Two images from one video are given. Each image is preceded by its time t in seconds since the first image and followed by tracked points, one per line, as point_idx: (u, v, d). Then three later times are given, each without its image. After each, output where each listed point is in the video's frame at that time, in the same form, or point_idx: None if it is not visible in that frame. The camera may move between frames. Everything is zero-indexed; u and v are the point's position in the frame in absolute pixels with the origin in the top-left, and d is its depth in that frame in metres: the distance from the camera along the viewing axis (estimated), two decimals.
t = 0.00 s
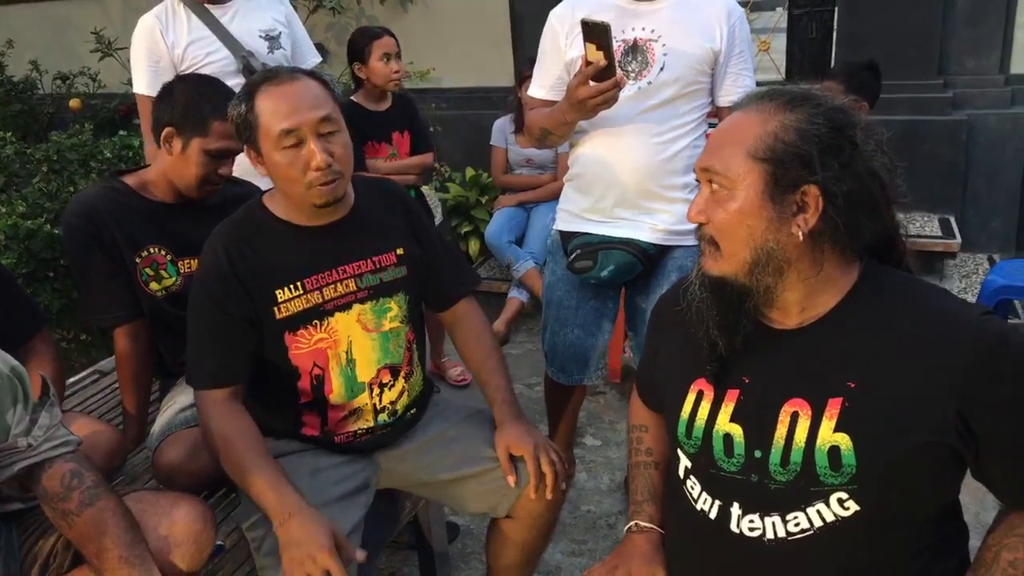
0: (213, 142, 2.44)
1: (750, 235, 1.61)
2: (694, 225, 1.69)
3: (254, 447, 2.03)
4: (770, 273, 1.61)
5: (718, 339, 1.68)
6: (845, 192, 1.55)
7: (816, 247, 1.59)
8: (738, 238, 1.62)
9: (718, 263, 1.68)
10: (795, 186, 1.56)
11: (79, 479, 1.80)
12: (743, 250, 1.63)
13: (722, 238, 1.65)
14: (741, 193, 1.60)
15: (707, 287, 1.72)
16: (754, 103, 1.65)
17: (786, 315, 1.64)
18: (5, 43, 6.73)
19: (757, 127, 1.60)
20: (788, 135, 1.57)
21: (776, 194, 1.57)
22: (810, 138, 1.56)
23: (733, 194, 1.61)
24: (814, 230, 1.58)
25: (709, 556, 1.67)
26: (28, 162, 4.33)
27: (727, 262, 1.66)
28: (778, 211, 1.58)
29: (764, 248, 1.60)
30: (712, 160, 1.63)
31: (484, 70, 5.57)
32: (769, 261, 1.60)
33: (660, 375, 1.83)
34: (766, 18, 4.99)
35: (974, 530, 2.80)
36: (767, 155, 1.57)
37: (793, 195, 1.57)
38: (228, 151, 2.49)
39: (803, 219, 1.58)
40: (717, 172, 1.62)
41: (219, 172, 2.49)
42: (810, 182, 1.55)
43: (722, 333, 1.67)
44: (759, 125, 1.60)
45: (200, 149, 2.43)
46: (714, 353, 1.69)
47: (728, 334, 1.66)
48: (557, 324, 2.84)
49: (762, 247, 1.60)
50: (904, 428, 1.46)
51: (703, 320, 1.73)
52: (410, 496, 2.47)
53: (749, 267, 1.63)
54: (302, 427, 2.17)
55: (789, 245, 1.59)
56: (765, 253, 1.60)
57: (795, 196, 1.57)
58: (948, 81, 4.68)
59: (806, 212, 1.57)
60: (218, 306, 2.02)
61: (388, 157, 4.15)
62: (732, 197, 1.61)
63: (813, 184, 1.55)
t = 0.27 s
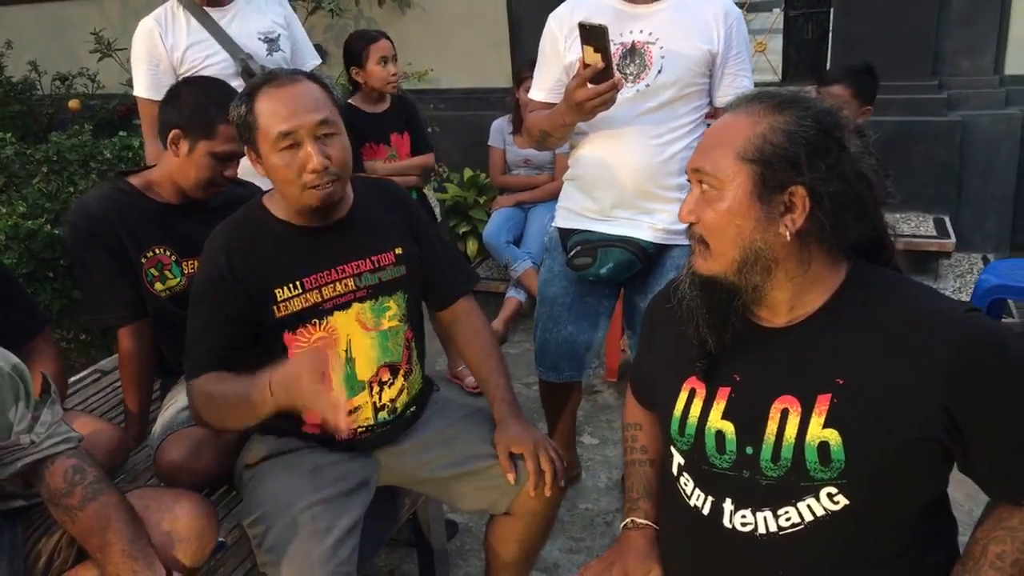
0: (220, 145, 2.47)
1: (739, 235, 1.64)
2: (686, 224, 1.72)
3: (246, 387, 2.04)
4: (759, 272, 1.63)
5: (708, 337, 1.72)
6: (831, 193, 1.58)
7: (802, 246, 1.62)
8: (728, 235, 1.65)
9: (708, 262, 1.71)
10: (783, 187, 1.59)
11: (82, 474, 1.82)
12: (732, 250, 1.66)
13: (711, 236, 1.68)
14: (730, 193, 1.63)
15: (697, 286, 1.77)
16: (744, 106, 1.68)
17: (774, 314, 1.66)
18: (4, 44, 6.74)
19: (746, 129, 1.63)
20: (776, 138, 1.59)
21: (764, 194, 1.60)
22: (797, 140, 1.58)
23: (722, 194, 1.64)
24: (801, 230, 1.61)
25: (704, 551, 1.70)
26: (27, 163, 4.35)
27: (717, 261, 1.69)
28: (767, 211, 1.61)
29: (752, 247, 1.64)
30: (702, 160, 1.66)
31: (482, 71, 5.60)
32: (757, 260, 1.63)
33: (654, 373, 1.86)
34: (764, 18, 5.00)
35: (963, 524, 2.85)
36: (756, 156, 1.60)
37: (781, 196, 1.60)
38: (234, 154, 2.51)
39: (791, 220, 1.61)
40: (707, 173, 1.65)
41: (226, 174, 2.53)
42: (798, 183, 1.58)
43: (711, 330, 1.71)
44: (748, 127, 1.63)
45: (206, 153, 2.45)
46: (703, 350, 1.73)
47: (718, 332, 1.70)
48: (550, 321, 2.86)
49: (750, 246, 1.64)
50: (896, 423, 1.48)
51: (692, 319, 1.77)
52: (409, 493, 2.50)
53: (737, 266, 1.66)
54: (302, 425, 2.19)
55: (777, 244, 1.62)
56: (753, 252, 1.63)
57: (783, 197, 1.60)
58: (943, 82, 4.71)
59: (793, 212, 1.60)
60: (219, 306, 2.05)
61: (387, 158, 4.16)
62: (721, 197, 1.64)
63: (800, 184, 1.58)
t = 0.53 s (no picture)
0: (223, 146, 2.48)
1: (727, 237, 1.66)
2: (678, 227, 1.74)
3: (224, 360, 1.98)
4: (748, 274, 1.66)
5: (698, 335, 1.75)
6: (818, 198, 1.60)
7: (790, 248, 1.65)
8: (717, 237, 1.67)
9: (698, 263, 1.73)
10: (772, 192, 1.61)
11: (89, 470, 1.84)
12: (722, 250, 1.68)
13: (700, 237, 1.70)
14: (721, 197, 1.65)
15: (688, 286, 1.79)
16: (734, 110, 1.70)
17: (767, 314, 1.69)
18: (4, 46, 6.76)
19: (737, 134, 1.65)
20: (766, 143, 1.61)
21: (754, 198, 1.62)
22: (787, 145, 1.60)
23: (713, 198, 1.66)
24: (790, 235, 1.64)
25: (701, 546, 1.72)
26: (28, 164, 4.37)
27: (706, 263, 1.71)
28: (755, 215, 1.63)
29: (740, 250, 1.66)
30: (693, 163, 1.69)
31: (480, 72, 5.63)
32: (746, 263, 1.65)
33: (652, 371, 1.88)
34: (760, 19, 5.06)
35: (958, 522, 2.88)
36: (746, 161, 1.62)
37: (769, 200, 1.62)
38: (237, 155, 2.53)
39: (779, 224, 1.63)
40: (698, 175, 1.67)
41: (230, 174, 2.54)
42: (786, 189, 1.60)
43: (703, 329, 1.74)
44: (739, 131, 1.65)
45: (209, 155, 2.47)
46: (694, 351, 1.76)
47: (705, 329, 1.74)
48: (552, 324, 2.89)
49: (738, 249, 1.66)
50: (889, 419, 1.51)
51: (683, 320, 1.81)
52: (411, 491, 2.52)
53: (726, 267, 1.68)
54: (305, 422, 2.21)
55: (766, 248, 1.64)
56: (742, 255, 1.65)
57: (771, 201, 1.62)
58: (938, 83, 4.74)
59: (781, 217, 1.62)
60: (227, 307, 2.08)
61: (398, 159, 4.18)
62: (711, 201, 1.66)
63: (789, 189, 1.60)
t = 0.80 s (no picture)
0: (216, 137, 2.48)
1: (736, 233, 1.66)
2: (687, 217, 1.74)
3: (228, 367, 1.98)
4: (750, 274, 1.66)
5: (691, 331, 1.78)
6: (831, 210, 1.59)
7: (796, 255, 1.64)
8: (722, 232, 1.67)
9: (703, 256, 1.73)
10: (785, 195, 1.60)
11: (96, 468, 1.85)
12: (726, 246, 1.68)
13: (707, 232, 1.70)
14: (733, 191, 1.64)
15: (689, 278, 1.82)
16: (763, 108, 1.69)
17: (765, 319, 1.70)
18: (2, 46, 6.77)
19: (760, 132, 1.64)
20: (789, 144, 1.60)
21: (767, 199, 1.61)
22: (810, 151, 1.59)
23: (726, 191, 1.65)
24: (798, 240, 1.63)
25: (702, 543, 1.73)
26: (29, 164, 4.38)
27: (710, 258, 1.71)
28: (766, 215, 1.62)
29: (746, 247, 1.65)
30: (713, 155, 1.68)
31: (479, 72, 5.64)
32: (748, 261, 1.66)
33: (654, 369, 1.89)
34: (758, 19, 5.13)
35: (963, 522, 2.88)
36: (766, 159, 1.61)
37: (782, 203, 1.61)
38: (230, 147, 2.51)
39: (788, 228, 1.62)
40: (715, 167, 1.67)
41: (225, 169, 2.51)
42: (801, 193, 1.59)
43: (697, 321, 1.78)
44: (764, 129, 1.64)
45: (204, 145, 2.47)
46: (686, 342, 1.79)
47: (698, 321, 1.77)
48: (561, 327, 2.91)
49: (744, 246, 1.65)
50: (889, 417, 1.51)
51: (682, 311, 1.84)
52: (413, 489, 2.53)
53: (728, 263, 1.68)
54: (308, 421, 2.22)
55: (771, 250, 1.64)
56: (746, 252, 1.65)
57: (784, 204, 1.61)
58: (936, 83, 4.76)
59: (791, 221, 1.61)
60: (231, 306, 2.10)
61: (406, 157, 4.17)
62: (724, 194, 1.65)
63: (803, 194, 1.59)
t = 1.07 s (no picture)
0: (200, 137, 2.42)
1: (750, 252, 1.64)
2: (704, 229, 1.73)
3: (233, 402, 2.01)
4: (767, 289, 1.65)
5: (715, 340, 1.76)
6: (850, 226, 1.57)
7: (813, 272, 1.62)
8: (738, 247, 1.66)
9: (720, 272, 1.73)
10: (800, 214, 1.59)
11: (97, 468, 1.84)
12: (742, 262, 1.66)
13: (724, 248, 1.69)
14: (747, 209, 1.63)
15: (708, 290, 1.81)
16: (786, 114, 1.67)
17: (789, 325, 1.67)
18: None
19: (775, 147, 1.61)
20: (803, 160, 1.58)
21: (779, 217, 1.60)
22: (825, 166, 1.56)
23: (740, 208, 1.64)
24: (814, 257, 1.61)
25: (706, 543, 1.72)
26: (26, 164, 4.37)
27: (727, 272, 1.71)
28: (779, 236, 1.61)
29: (761, 267, 1.64)
30: (728, 168, 1.66)
31: (478, 71, 5.64)
32: (764, 278, 1.65)
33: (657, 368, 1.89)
34: (756, 18, 5.09)
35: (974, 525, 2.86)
36: (778, 177, 1.59)
37: (797, 222, 1.59)
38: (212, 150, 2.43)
39: (804, 246, 1.60)
40: (730, 181, 1.66)
41: (207, 171, 2.45)
42: (813, 213, 1.57)
43: (721, 332, 1.76)
44: (779, 143, 1.61)
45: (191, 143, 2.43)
46: (714, 352, 1.77)
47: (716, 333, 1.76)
48: (554, 326, 2.91)
49: (758, 265, 1.64)
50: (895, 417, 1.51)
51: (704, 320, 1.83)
52: (414, 489, 2.52)
53: (745, 281, 1.68)
54: (309, 421, 2.22)
55: (787, 269, 1.63)
56: (761, 271, 1.64)
57: (798, 223, 1.59)
58: (934, 81, 4.76)
59: (807, 239, 1.60)
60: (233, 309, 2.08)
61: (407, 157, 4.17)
62: (738, 211, 1.64)
63: (818, 214, 1.57)
